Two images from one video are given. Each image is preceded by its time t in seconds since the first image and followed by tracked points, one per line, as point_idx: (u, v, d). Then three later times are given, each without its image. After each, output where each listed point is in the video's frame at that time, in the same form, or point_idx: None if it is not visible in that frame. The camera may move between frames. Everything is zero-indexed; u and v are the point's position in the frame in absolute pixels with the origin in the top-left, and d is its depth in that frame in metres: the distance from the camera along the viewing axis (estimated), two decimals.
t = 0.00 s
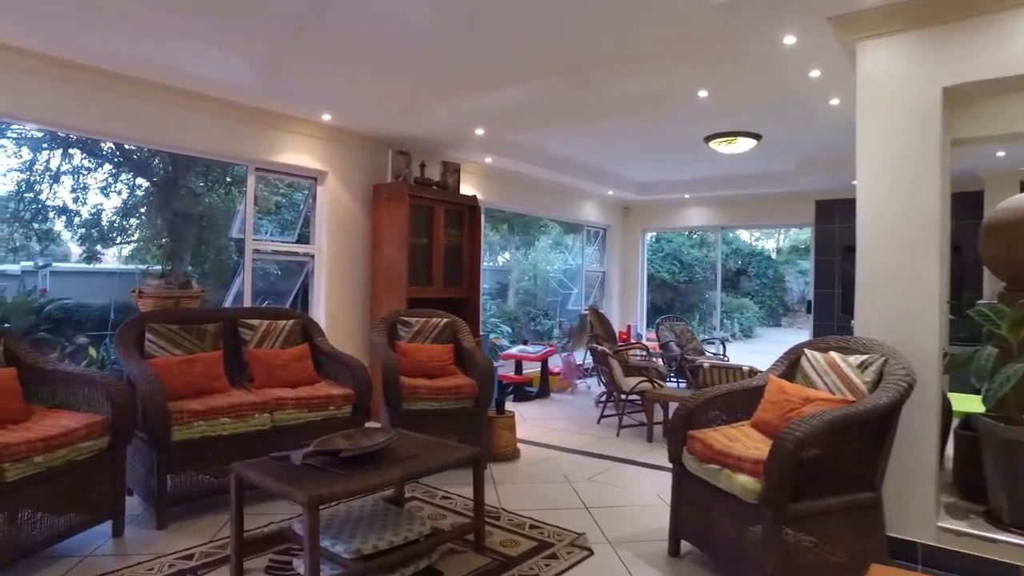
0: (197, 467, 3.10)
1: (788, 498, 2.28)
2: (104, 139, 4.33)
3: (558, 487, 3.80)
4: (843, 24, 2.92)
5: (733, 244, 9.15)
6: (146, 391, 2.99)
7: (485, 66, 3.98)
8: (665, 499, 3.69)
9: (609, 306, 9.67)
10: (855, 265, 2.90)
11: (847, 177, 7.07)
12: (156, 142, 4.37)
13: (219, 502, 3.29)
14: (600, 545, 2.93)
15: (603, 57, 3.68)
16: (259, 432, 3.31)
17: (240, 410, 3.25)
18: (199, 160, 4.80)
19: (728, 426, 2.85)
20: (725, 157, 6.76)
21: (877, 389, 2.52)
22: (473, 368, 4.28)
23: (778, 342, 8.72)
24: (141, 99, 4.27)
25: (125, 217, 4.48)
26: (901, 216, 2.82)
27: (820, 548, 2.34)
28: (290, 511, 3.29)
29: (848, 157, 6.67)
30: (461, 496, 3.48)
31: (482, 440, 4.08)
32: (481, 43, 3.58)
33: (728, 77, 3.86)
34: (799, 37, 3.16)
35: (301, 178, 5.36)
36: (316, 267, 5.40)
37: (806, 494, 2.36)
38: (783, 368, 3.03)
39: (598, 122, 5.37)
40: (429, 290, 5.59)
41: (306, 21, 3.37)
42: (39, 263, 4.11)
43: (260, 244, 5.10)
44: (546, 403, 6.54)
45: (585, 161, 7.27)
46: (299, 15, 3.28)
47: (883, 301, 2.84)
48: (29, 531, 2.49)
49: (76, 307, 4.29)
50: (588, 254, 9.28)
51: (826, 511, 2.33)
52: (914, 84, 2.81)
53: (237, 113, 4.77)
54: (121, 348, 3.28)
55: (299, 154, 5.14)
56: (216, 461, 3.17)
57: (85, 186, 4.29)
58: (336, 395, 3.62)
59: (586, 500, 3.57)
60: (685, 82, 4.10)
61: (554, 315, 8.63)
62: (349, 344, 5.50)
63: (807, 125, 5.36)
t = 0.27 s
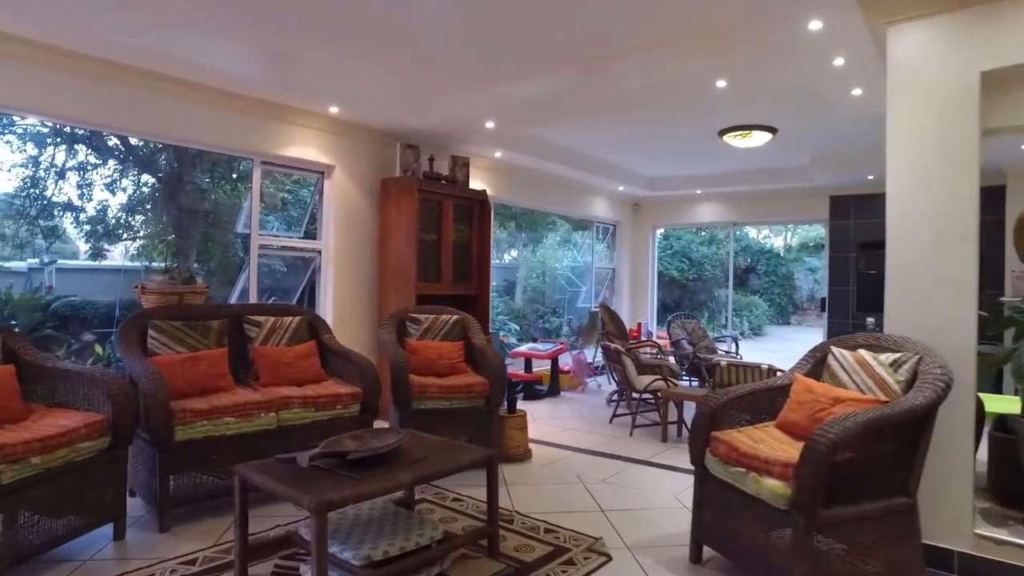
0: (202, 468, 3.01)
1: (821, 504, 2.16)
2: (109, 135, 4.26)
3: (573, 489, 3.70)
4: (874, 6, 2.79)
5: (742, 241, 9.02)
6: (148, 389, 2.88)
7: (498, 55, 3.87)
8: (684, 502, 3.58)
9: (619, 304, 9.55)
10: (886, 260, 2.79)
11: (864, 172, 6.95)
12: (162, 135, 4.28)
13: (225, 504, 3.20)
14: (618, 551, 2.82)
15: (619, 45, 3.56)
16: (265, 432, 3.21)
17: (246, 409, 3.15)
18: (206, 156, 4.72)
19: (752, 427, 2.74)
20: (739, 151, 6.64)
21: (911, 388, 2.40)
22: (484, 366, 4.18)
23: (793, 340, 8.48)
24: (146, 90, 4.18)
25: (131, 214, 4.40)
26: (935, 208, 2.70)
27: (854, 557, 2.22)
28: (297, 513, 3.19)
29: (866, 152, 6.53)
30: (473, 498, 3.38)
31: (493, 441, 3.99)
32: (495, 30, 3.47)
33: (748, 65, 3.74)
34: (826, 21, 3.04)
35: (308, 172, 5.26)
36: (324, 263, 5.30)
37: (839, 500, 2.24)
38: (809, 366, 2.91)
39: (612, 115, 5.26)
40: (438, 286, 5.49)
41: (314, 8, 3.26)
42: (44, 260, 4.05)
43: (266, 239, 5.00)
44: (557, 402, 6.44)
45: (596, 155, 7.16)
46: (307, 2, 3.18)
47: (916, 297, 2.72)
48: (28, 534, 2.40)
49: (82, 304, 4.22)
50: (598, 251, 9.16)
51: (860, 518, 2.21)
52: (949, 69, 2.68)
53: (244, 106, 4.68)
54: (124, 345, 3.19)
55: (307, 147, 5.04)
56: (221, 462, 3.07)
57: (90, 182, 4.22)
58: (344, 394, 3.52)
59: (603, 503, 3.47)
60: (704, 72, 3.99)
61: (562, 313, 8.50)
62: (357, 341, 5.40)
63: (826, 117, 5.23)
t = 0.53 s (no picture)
0: (202, 471, 2.90)
1: (854, 512, 2.05)
2: (112, 130, 4.16)
3: (585, 493, 3.61)
4: None
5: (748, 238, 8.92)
6: (145, 389, 2.77)
7: (508, 44, 3.75)
8: (699, 505, 3.47)
9: (626, 301, 9.42)
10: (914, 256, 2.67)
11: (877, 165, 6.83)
12: (164, 129, 4.18)
13: (227, 508, 3.09)
14: (635, 558, 2.71)
15: (634, 32, 3.44)
16: (267, 434, 3.10)
17: (248, 410, 3.05)
18: (210, 151, 4.62)
19: (774, 429, 2.62)
20: (751, 145, 6.52)
21: (945, 390, 2.28)
22: (492, 365, 4.07)
23: (796, 338, 8.57)
24: (148, 83, 4.07)
25: (133, 211, 4.30)
26: (967, 201, 2.58)
27: (886, 568, 2.11)
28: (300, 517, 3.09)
29: (879, 143, 6.43)
30: (482, 502, 3.27)
31: (503, 443, 3.90)
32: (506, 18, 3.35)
33: (767, 54, 3.62)
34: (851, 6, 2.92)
35: (312, 166, 5.14)
36: (327, 259, 5.19)
37: (871, 506, 2.12)
38: (832, 366, 2.79)
39: (623, 105, 5.15)
40: (444, 283, 5.38)
41: None
42: (46, 257, 3.96)
43: (269, 235, 4.89)
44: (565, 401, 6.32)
45: (605, 150, 7.03)
46: None
47: (946, 295, 2.61)
48: (19, 542, 2.29)
49: (86, 302, 4.14)
50: (606, 248, 9.04)
51: (893, 527, 2.10)
52: (982, 54, 2.55)
53: (247, 98, 4.57)
54: (122, 344, 3.08)
55: (310, 141, 4.93)
56: (223, 464, 2.97)
57: (92, 179, 4.12)
58: (349, 394, 3.41)
59: (618, 508, 3.38)
60: (721, 60, 3.87)
61: (569, 311, 8.37)
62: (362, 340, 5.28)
63: (842, 108, 5.12)
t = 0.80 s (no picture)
0: (198, 477, 2.79)
1: (889, 524, 1.92)
2: (111, 125, 4.05)
3: (596, 498, 3.49)
4: None
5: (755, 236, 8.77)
6: (139, 392, 2.65)
7: (518, 33, 3.62)
8: (715, 511, 3.34)
9: (632, 299, 9.30)
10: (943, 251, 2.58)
11: (891, 160, 6.71)
12: (163, 123, 4.07)
13: (225, 515, 2.98)
14: (650, 569, 2.59)
15: (649, 19, 3.30)
16: (267, 437, 2.99)
17: (246, 413, 2.93)
18: (211, 146, 4.51)
19: (797, 435, 2.50)
20: (763, 139, 6.39)
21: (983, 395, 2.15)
22: (499, 365, 3.95)
23: (802, 336, 8.47)
24: (147, 75, 3.96)
25: (133, 208, 4.20)
26: (1001, 195, 2.48)
27: None
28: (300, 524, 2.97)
29: (894, 137, 6.30)
30: (489, 508, 3.15)
31: (510, 446, 3.78)
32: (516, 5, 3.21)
33: (785, 41, 3.48)
34: None
35: (313, 160, 5.02)
36: (330, 256, 5.07)
37: (907, 519, 2.00)
38: (856, 367, 2.67)
39: (634, 98, 5.02)
40: (449, 281, 5.26)
41: None
42: (45, 255, 3.86)
43: (270, 232, 4.76)
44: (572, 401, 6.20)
45: (612, 145, 6.90)
46: None
47: (975, 291, 2.53)
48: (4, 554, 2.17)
49: (87, 300, 4.05)
50: (612, 245, 8.91)
51: (930, 540, 1.98)
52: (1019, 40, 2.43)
53: (247, 91, 4.45)
54: (115, 344, 2.96)
55: (312, 135, 4.81)
56: (220, 469, 2.85)
57: (92, 175, 4.02)
58: (352, 396, 3.29)
59: (630, 514, 3.26)
60: (738, 49, 3.74)
61: (574, 309, 8.24)
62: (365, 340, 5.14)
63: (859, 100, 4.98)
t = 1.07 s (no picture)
0: (191, 484, 2.67)
1: (923, 537, 1.81)
2: (108, 120, 3.94)
3: (604, 504, 3.37)
4: None
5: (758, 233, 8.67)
6: (128, 396, 2.53)
7: (525, 21, 3.49)
8: (728, 518, 3.23)
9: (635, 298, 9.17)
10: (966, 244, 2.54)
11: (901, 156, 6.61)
12: (162, 117, 3.96)
13: (220, 523, 2.86)
14: None
15: (661, 6, 3.18)
16: (262, 442, 2.87)
17: (241, 417, 2.81)
18: (210, 142, 4.39)
19: (817, 442, 2.38)
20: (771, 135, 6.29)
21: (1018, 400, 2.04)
22: (503, 366, 3.84)
23: (805, 335, 8.35)
24: (142, 67, 3.83)
25: (130, 205, 4.08)
26: None
27: None
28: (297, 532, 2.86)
29: (906, 133, 6.20)
30: (493, 515, 3.04)
31: (514, 449, 3.67)
32: None
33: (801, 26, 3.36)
34: None
35: (312, 156, 4.90)
36: (329, 254, 4.95)
37: (946, 531, 1.89)
38: (878, 369, 2.56)
39: (643, 91, 4.92)
40: (451, 279, 5.15)
41: None
42: (42, 253, 3.75)
43: (266, 229, 4.64)
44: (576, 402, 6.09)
45: (617, 141, 6.78)
46: None
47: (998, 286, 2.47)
48: None
49: (85, 298, 3.95)
50: (615, 243, 8.80)
51: (965, 553, 1.87)
52: None
53: (244, 84, 4.32)
54: (105, 346, 2.85)
55: (311, 130, 4.69)
56: (214, 476, 2.74)
57: (89, 172, 3.91)
58: (351, 398, 3.18)
59: (639, 521, 3.14)
60: (754, 39, 3.63)
61: (577, 308, 8.12)
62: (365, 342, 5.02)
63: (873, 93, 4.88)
